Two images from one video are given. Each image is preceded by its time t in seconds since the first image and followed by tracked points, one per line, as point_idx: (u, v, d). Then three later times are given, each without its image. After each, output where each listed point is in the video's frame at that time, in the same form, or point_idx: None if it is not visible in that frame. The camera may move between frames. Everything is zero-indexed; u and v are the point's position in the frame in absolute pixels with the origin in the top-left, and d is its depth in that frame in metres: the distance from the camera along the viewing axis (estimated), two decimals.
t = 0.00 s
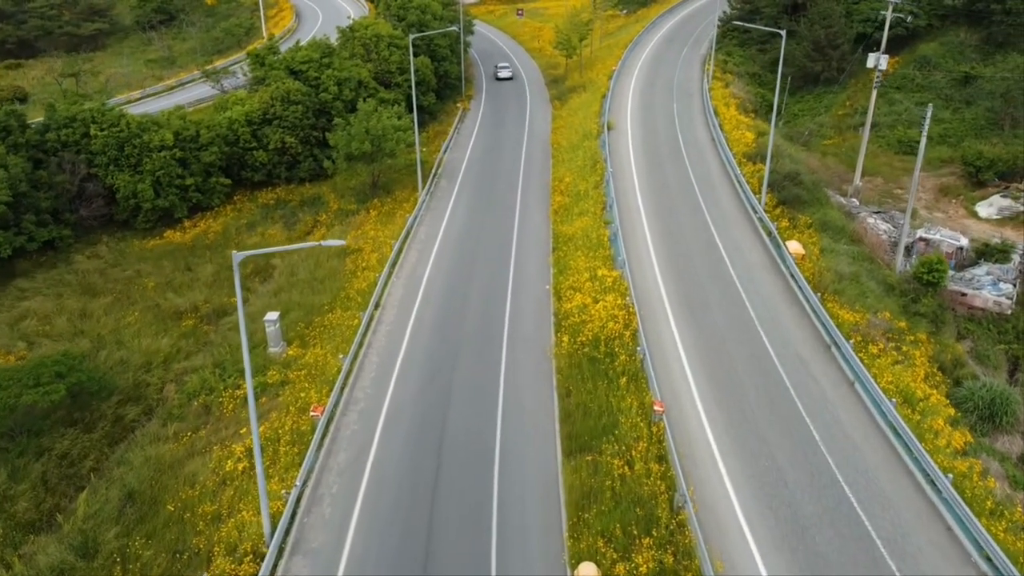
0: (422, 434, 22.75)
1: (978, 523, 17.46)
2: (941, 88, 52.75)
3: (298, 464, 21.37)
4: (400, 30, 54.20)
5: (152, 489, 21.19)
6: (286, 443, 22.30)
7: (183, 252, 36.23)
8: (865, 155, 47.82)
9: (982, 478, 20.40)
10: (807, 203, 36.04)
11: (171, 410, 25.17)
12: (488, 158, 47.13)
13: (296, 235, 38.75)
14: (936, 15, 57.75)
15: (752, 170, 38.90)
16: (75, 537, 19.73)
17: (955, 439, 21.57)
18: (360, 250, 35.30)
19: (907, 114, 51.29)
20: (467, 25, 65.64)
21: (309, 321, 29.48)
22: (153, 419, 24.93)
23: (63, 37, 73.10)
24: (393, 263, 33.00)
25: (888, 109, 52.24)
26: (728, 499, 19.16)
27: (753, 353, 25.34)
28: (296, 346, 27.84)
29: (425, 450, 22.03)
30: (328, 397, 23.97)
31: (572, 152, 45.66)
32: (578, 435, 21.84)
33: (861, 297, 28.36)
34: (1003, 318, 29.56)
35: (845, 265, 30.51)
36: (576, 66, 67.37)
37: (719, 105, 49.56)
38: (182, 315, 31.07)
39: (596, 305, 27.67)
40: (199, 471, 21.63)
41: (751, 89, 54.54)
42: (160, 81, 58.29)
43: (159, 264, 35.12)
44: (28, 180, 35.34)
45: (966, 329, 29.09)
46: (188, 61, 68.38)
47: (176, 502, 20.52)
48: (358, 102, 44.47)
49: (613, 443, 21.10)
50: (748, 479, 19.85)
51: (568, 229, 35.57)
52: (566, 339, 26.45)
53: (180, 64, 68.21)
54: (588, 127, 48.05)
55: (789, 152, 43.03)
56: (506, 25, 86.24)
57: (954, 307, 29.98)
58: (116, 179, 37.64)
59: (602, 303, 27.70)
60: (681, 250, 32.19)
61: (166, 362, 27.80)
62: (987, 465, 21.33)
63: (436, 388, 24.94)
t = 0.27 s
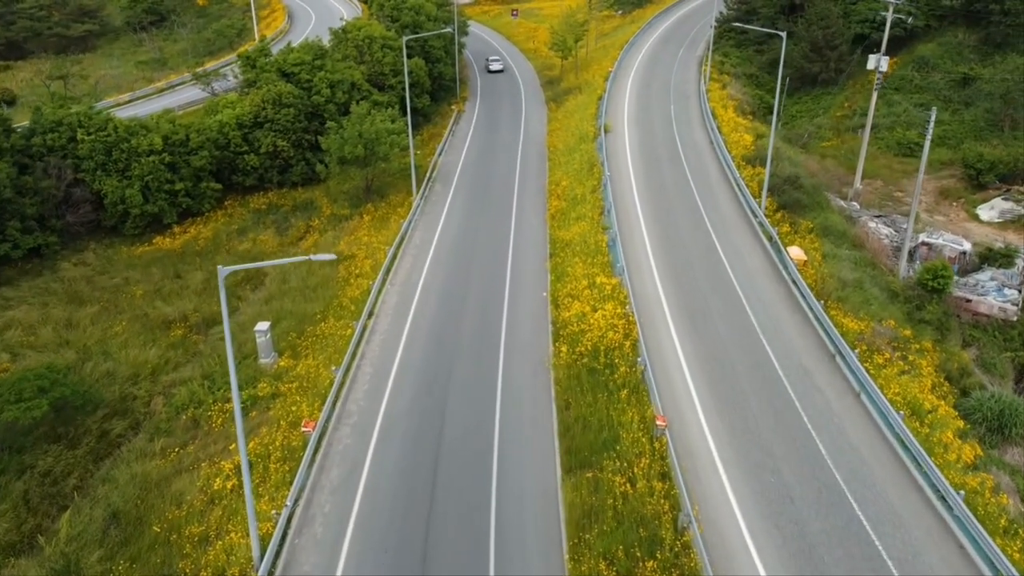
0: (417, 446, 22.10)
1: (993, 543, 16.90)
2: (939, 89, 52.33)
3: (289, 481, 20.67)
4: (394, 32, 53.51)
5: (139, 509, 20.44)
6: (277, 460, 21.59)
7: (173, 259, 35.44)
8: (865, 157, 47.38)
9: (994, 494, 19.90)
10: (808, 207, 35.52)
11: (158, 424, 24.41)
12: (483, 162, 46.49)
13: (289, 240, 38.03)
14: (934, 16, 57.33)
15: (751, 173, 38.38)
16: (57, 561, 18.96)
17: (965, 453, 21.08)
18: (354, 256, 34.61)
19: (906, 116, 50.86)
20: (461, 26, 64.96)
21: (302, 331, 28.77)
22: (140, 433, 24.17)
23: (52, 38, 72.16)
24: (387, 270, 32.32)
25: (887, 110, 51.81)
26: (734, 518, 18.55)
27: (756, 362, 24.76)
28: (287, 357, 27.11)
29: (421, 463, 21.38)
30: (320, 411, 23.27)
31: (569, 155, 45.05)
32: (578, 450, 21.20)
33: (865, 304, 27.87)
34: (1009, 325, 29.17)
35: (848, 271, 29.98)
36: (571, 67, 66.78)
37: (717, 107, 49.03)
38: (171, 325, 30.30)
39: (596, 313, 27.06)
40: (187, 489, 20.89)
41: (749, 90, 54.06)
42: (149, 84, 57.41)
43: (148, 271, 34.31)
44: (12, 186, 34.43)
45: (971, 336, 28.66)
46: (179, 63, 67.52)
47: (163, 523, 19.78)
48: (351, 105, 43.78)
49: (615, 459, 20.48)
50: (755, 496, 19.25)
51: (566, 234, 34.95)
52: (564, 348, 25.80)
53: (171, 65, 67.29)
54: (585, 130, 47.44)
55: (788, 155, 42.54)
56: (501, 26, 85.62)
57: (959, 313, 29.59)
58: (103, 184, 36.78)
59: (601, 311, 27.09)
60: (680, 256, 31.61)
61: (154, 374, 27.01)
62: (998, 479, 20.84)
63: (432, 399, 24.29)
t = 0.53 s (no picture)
0: (417, 450, 21.92)
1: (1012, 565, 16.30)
2: (943, 91, 51.73)
3: (282, 501, 20.00)
4: (391, 33, 52.82)
5: (126, 530, 19.76)
6: (270, 478, 20.91)
7: (165, 266, 34.73)
8: (868, 160, 46.78)
9: (1010, 513, 19.32)
10: (813, 212, 34.90)
11: (148, 438, 23.71)
12: (482, 165, 45.85)
13: (284, 245, 37.34)
14: (936, 17, 56.86)
15: (754, 177, 37.76)
16: None
17: (979, 469, 20.51)
18: (350, 263, 33.94)
19: (909, 118, 50.26)
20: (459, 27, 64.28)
21: (296, 341, 28.07)
22: (129, 448, 23.45)
23: (46, 39, 71.43)
24: (384, 277, 31.66)
25: (890, 112, 51.21)
26: (743, 538, 17.92)
27: (762, 374, 24.14)
28: (281, 369, 26.41)
29: (421, 465, 21.30)
30: (315, 426, 22.56)
31: (569, 158, 44.40)
32: (580, 467, 20.56)
33: (873, 313, 27.30)
34: (1019, 333, 28.68)
35: (855, 278, 29.35)
36: (570, 68, 66.11)
37: (718, 109, 48.40)
38: (162, 334, 29.59)
39: (598, 323, 26.42)
40: (176, 509, 20.19)
41: (750, 92, 53.44)
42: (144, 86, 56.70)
43: (139, 278, 33.58)
44: None
45: (980, 345, 28.13)
46: (174, 64, 66.84)
47: (151, 545, 19.08)
48: (347, 108, 43.10)
49: (619, 477, 19.84)
50: (764, 515, 18.64)
51: (566, 240, 34.31)
52: (565, 360, 25.11)
53: (166, 67, 66.54)
54: (584, 133, 46.79)
55: (791, 158, 41.93)
56: (499, 26, 84.99)
57: (967, 321, 29.13)
58: (94, 190, 36.04)
59: (603, 321, 26.47)
60: (683, 262, 30.95)
61: (145, 386, 26.27)
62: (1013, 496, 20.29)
63: (430, 409, 23.66)
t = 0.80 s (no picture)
0: (418, 456, 21.60)
1: None
2: (948, 93, 51.08)
3: (277, 520, 19.33)
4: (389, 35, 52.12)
5: (114, 551, 19.06)
6: (263, 496, 20.23)
7: (159, 272, 34.02)
8: (873, 163, 46.14)
9: None
10: (819, 217, 34.25)
11: (139, 452, 23.00)
12: (482, 168, 45.20)
13: (281, 251, 36.65)
14: (940, 18, 56.03)
15: (759, 181, 37.15)
16: None
17: (996, 486, 19.91)
18: (348, 269, 33.27)
19: (915, 120, 49.62)
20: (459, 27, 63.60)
21: (292, 351, 27.38)
22: (119, 464, 22.74)
23: (42, 40, 70.68)
24: (382, 284, 31.03)
25: (895, 114, 50.54)
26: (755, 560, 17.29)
27: (770, 387, 23.51)
28: (276, 380, 25.72)
29: (421, 468, 21.14)
30: (311, 441, 21.89)
31: (570, 162, 43.74)
32: (585, 484, 19.90)
33: (884, 321, 26.70)
34: None
35: (865, 286, 28.68)
36: (571, 69, 65.45)
37: (721, 111, 47.75)
38: (155, 343, 28.89)
39: (601, 333, 25.77)
40: (166, 529, 19.51)
41: (753, 94, 52.79)
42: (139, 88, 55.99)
43: (132, 286, 32.87)
44: None
45: (992, 354, 27.55)
46: (171, 65, 66.10)
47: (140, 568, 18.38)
48: (345, 111, 42.42)
49: (625, 495, 19.18)
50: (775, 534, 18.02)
51: (567, 246, 33.66)
52: (568, 371, 24.42)
53: (162, 68, 65.79)
54: (586, 135, 46.13)
55: (796, 161, 41.27)
56: (499, 27, 84.32)
57: (978, 329, 28.65)
58: (87, 195, 35.34)
59: (607, 331, 25.84)
60: (688, 269, 30.29)
61: (136, 398, 25.56)
62: None
63: (429, 420, 23.10)
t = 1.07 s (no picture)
0: (417, 468, 21.11)
1: None
2: (954, 95, 50.41)
3: (270, 541, 18.64)
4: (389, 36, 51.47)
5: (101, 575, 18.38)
6: (257, 516, 19.53)
7: (153, 279, 33.34)
8: (878, 166, 45.52)
9: None
10: (827, 223, 33.55)
11: (130, 468, 22.34)
12: (482, 171, 44.52)
13: (277, 256, 35.97)
14: (946, 19, 55.49)
15: (764, 186, 36.48)
16: None
17: (1015, 506, 19.25)
18: (346, 277, 32.60)
19: (921, 122, 48.96)
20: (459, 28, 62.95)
21: (288, 362, 26.70)
22: (108, 481, 22.07)
23: (39, 41, 70.09)
24: (381, 292, 30.36)
25: (901, 116, 49.87)
26: None
27: (780, 400, 22.79)
28: (271, 393, 25.04)
29: (422, 474, 20.85)
30: (306, 457, 21.19)
31: (572, 165, 43.07)
32: (590, 503, 19.21)
33: (895, 331, 26.09)
34: None
35: (875, 295, 27.98)
36: (571, 71, 64.79)
37: (725, 113, 47.08)
38: (148, 353, 28.20)
39: (605, 344, 25.09)
40: (155, 550, 18.85)
41: (757, 96, 52.15)
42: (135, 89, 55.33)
43: (125, 293, 32.21)
44: None
45: (1006, 365, 26.90)
46: (168, 66, 65.39)
47: None
48: (343, 114, 41.75)
49: (631, 516, 18.52)
50: (788, 557, 17.35)
51: (570, 252, 32.98)
52: (572, 384, 23.72)
53: (159, 69, 65.14)
54: (587, 138, 45.46)
55: (801, 164, 40.59)
56: (499, 27, 83.69)
57: (991, 338, 28.09)
58: (80, 200, 34.68)
59: (612, 341, 25.16)
60: (693, 277, 29.58)
61: (128, 411, 24.87)
62: None
63: (429, 434, 22.47)
